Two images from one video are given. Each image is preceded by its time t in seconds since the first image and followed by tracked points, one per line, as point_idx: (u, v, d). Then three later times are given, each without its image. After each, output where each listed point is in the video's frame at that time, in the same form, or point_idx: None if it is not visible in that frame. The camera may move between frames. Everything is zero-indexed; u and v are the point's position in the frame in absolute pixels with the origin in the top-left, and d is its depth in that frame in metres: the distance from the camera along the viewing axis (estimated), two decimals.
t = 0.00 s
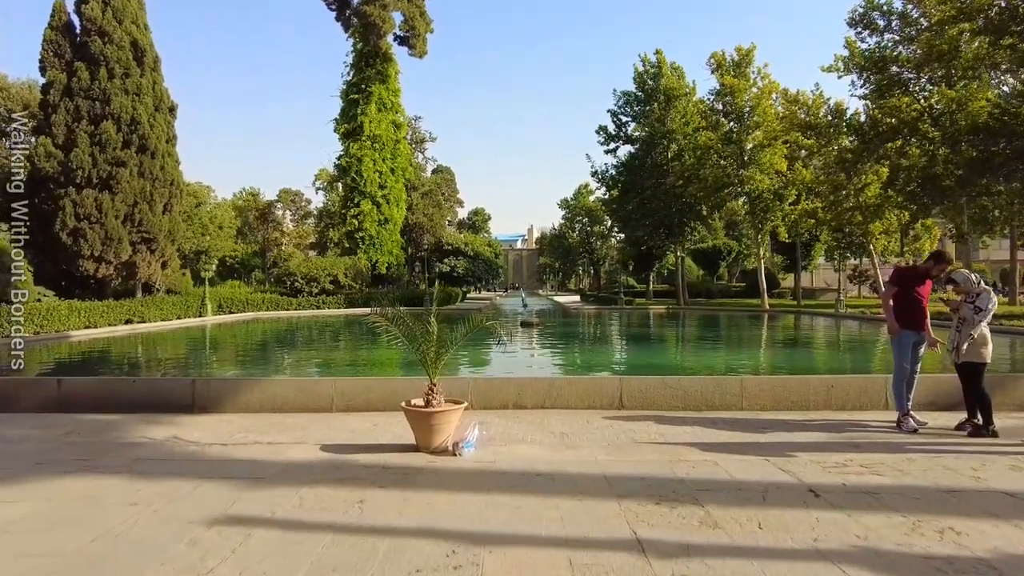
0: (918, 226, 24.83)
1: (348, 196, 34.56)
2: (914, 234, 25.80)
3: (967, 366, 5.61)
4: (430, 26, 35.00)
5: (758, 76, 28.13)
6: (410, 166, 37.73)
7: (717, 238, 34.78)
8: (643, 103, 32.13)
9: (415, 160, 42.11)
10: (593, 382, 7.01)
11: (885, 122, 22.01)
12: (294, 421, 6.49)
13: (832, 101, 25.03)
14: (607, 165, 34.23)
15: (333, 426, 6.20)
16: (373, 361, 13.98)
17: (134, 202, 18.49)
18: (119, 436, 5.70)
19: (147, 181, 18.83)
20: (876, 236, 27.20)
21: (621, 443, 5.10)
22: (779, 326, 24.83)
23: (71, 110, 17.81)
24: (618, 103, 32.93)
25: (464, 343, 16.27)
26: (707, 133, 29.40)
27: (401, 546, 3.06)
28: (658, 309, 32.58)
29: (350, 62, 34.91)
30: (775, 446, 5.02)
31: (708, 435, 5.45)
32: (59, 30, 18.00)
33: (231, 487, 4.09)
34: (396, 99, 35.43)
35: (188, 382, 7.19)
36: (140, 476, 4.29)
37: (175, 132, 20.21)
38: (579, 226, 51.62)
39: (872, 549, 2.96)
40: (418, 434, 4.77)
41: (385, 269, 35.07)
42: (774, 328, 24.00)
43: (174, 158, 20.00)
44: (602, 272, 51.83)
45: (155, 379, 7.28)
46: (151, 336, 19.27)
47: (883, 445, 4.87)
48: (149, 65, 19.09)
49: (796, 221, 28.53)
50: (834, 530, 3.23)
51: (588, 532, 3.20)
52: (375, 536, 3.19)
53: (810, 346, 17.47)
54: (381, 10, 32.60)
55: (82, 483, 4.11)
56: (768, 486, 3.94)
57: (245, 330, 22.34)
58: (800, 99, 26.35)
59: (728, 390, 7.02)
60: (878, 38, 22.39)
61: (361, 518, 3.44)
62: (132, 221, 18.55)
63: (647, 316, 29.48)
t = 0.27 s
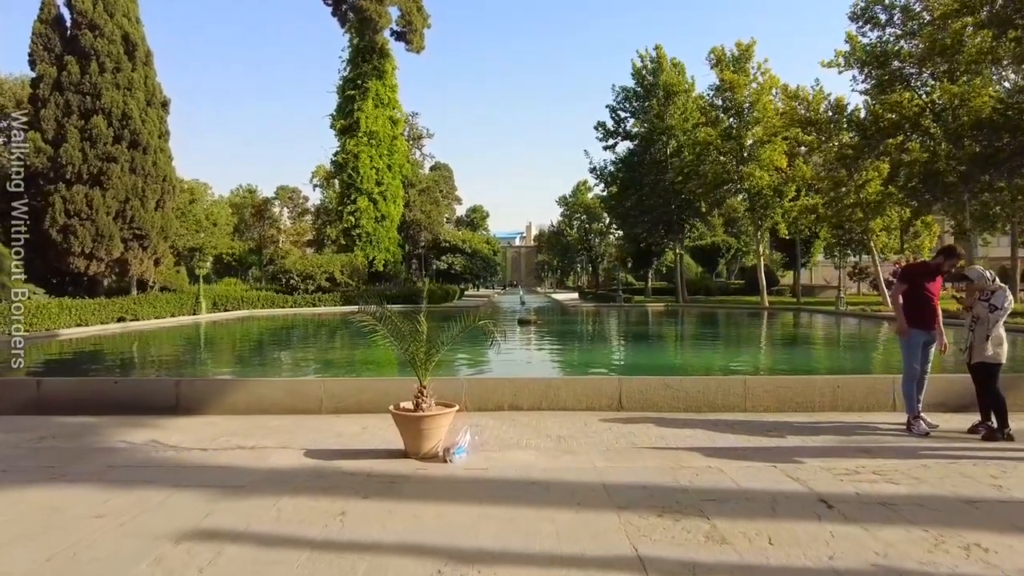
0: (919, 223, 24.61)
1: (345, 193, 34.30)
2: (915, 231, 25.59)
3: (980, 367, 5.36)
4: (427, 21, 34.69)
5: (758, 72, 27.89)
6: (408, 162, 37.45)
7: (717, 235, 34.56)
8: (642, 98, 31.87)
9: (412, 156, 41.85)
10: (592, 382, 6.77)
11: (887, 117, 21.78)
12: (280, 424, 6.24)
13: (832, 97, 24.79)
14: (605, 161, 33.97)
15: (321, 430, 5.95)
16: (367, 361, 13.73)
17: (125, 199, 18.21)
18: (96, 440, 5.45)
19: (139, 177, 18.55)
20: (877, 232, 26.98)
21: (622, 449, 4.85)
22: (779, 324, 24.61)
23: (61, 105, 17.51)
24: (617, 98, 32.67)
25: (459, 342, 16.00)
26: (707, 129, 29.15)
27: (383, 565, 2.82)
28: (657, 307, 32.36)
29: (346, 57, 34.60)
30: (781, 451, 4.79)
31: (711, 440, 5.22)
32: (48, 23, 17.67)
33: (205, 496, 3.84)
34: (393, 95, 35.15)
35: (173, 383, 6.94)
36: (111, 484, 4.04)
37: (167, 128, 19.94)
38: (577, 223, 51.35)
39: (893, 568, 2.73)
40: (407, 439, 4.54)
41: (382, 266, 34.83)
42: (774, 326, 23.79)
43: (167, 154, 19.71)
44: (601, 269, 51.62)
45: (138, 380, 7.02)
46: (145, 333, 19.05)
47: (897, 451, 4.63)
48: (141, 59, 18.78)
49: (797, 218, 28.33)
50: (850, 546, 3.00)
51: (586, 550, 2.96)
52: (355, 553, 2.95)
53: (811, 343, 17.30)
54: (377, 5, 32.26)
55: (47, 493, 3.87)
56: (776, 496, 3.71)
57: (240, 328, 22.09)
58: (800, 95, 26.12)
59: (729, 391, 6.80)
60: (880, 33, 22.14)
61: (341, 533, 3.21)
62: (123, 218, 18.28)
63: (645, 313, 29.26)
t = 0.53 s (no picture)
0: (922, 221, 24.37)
1: (342, 191, 34.02)
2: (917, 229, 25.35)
3: (999, 369, 5.11)
4: (425, 18, 34.41)
5: (759, 68, 27.65)
6: (405, 160, 37.19)
7: (716, 234, 34.32)
8: (641, 95, 31.62)
9: (410, 154, 41.58)
10: (593, 384, 6.52)
11: (889, 114, 21.53)
12: (266, 428, 5.97)
13: (833, 94, 24.55)
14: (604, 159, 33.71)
15: (309, 435, 5.69)
16: (361, 361, 13.47)
17: (117, 196, 17.93)
18: (71, 446, 5.19)
19: (131, 175, 18.26)
20: (878, 231, 26.74)
21: (625, 455, 4.60)
22: (779, 323, 24.36)
23: (52, 100, 17.21)
24: (616, 96, 32.40)
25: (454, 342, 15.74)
26: (707, 126, 28.90)
27: None
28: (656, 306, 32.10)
29: (343, 54, 34.31)
30: (792, 458, 4.54)
31: (718, 446, 4.97)
32: (39, 17, 17.35)
33: (177, 509, 3.57)
34: (391, 92, 34.87)
35: (156, 385, 6.67)
36: (78, 496, 3.77)
37: (161, 124, 19.66)
38: (576, 221, 51.09)
39: None
40: (397, 446, 4.28)
41: (379, 264, 34.55)
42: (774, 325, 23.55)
43: (160, 150, 19.43)
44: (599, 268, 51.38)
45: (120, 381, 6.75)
46: (138, 332, 18.81)
47: (915, 458, 4.38)
48: (133, 54, 18.50)
49: (797, 216, 28.11)
50: (876, 567, 2.74)
51: (588, 572, 2.71)
52: None
53: (813, 343, 17.10)
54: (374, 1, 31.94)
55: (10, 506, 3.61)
56: (791, 509, 3.46)
57: (234, 327, 21.83)
58: (801, 92, 25.87)
59: (734, 393, 6.56)
60: (882, 29, 21.89)
61: (322, 552, 2.95)
62: (115, 215, 18.01)
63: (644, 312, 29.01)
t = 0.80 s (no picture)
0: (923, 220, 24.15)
1: (338, 189, 33.78)
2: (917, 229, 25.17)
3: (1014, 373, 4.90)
4: (422, 15, 34.12)
5: (759, 66, 27.43)
6: (402, 158, 36.93)
7: (715, 233, 34.14)
8: (640, 93, 31.37)
9: (407, 152, 41.30)
10: (592, 388, 6.31)
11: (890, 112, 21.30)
12: (251, 435, 5.75)
13: (834, 91, 24.33)
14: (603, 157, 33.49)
15: (295, 442, 5.46)
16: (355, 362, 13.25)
17: (109, 193, 17.67)
18: (46, 454, 4.96)
19: (123, 172, 18.01)
20: (878, 230, 26.54)
21: (624, 466, 4.38)
22: (778, 323, 24.17)
23: (41, 96, 16.91)
24: (615, 93, 32.16)
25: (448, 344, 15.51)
26: (706, 124, 28.69)
27: None
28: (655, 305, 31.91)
29: (340, 51, 34.05)
30: (799, 469, 4.33)
31: (720, 455, 4.76)
32: (28, 12, 17.03)
33: (148, 527, 3.35)
34: (387, 89, 34.62)
35: (139, 389, 6.44)
36: (43, 512, 3.55)
37: (153, 121, 19.38)
38: (574, 220, 50.85)
39: None
40: (385, 457, 4.06)
41: (376, 263, 34.30)
42: (774, 325, 23.36)
43: (152, 148, 19.15)
44: (598, 267, 51.19)
45: (102, 385, 6.51)
46: (131, 332, 18.60)
47: (929, 469, 4.17)
48: (125, 49, 18.20)
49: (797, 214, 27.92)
50: None
51: None
52: None
53: (813, 344, 16.92)
54: None
55: None
56: (800, 527, 3.25)
57: (228, 326, 21.57)
58: (801, 90, 25.68)
59: (737, 398, 6.36)
60: (883, 26, 21.67)
61: None
62: (107, 214, 17.75)
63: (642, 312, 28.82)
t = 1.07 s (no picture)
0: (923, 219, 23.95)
1: (334, 187, 33.51)
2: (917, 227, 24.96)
3: None
4: (419, 11, 33.85)
5: (758, 63, 27.22)
6: (399, 156, 36.67)
7: (713, 231, 33.92)
8: (638, 90, 31.14)
9: (403, 150, 41.04)
10: (590, 389, 6.07)
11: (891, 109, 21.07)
12: (232, 439, 5.50)
13: (833, 88, 24.13)
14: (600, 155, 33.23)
15: (277, 448, 5.20)
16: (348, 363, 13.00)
17: (99, 190, 17.40)
18: (13, 460, 4.71)
19: (113, 169, 17.72)
20: (878, 228, 26.33)
21: (623, 474, 4.14)
22: (777, 322, 23.95)
23: (29, 92, 16.56)
24: (613, 90, 31.91)
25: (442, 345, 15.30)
26: (704, 122, 28.46)
27: None
28: (653, 304, 31.70)
29: (336, 48, 33.76)
30: (807, 476, 4.09)
31: (722, 462, 4.52)
32: (17, 6, 16.66)
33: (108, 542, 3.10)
34: (384, 87, 34.34)
35: (117, 391, 6.18)
36: None
37: (145, 117, 19.10)
38: (572, 219, 50.62)
39: None
40: (368, 465, 3.82)
41: (372, 262, 34.03)
42: (772, 325, 23.14)
43: (143, 144, 18.87)
44: (595, 265, 50.93)
45: (78, 386, 6.25)
46: (122, 331, 18.37)
47: (944, 477, 3.93)
48: (115, 44, 17.91)
49: (796, 213, 27.72)
50: None
51: None
52: None
53: (814, 343, 16.74)
54: None
55: None
56: (812, 543, 3.01)
57: (222, 325, 21.27)
58: (800, 86, 25.46)
59: (740, 400, 6.12)
60: (884, 22, 21.43)
61: None
62: (96, 211, 17.46)
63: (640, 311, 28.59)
